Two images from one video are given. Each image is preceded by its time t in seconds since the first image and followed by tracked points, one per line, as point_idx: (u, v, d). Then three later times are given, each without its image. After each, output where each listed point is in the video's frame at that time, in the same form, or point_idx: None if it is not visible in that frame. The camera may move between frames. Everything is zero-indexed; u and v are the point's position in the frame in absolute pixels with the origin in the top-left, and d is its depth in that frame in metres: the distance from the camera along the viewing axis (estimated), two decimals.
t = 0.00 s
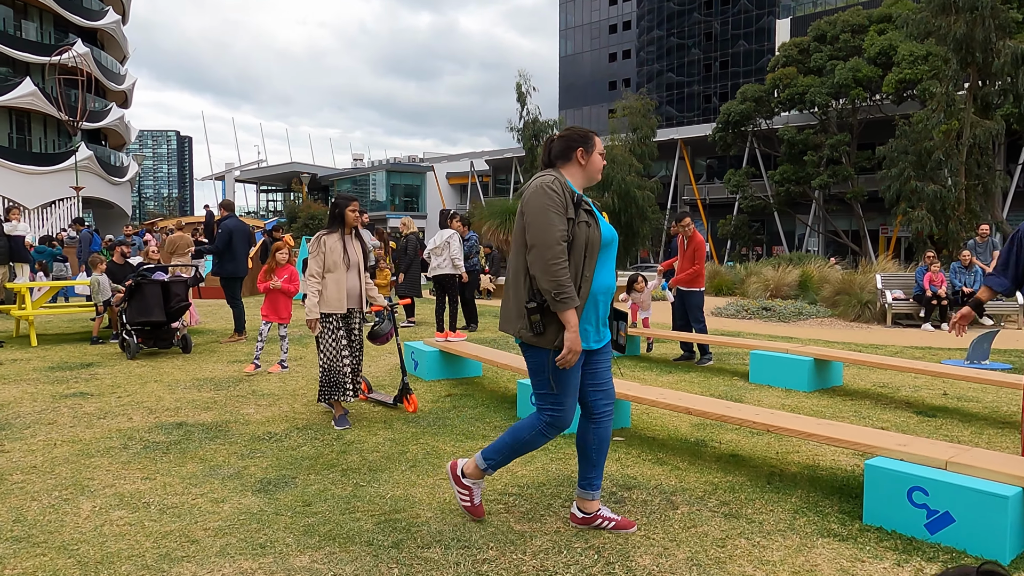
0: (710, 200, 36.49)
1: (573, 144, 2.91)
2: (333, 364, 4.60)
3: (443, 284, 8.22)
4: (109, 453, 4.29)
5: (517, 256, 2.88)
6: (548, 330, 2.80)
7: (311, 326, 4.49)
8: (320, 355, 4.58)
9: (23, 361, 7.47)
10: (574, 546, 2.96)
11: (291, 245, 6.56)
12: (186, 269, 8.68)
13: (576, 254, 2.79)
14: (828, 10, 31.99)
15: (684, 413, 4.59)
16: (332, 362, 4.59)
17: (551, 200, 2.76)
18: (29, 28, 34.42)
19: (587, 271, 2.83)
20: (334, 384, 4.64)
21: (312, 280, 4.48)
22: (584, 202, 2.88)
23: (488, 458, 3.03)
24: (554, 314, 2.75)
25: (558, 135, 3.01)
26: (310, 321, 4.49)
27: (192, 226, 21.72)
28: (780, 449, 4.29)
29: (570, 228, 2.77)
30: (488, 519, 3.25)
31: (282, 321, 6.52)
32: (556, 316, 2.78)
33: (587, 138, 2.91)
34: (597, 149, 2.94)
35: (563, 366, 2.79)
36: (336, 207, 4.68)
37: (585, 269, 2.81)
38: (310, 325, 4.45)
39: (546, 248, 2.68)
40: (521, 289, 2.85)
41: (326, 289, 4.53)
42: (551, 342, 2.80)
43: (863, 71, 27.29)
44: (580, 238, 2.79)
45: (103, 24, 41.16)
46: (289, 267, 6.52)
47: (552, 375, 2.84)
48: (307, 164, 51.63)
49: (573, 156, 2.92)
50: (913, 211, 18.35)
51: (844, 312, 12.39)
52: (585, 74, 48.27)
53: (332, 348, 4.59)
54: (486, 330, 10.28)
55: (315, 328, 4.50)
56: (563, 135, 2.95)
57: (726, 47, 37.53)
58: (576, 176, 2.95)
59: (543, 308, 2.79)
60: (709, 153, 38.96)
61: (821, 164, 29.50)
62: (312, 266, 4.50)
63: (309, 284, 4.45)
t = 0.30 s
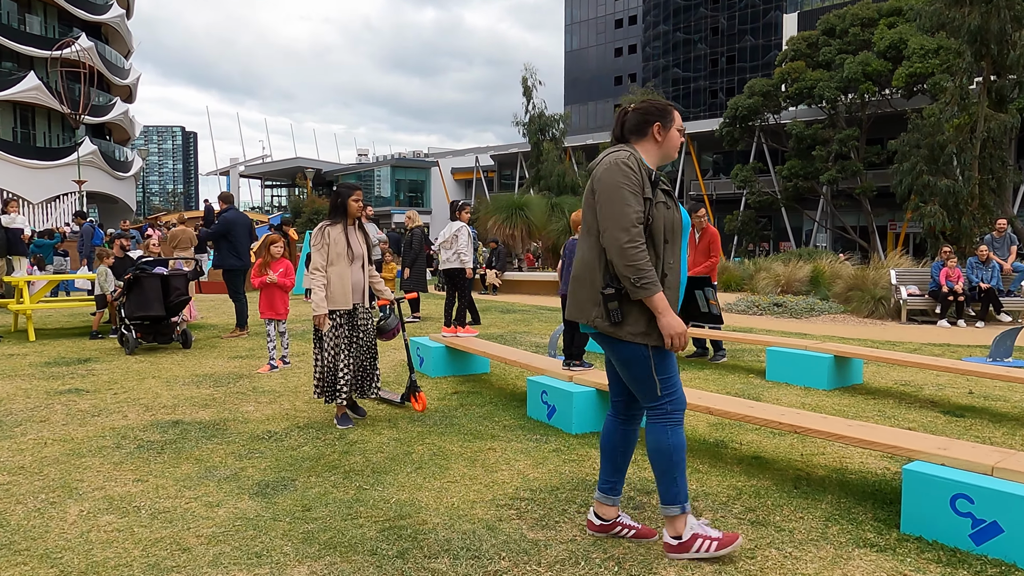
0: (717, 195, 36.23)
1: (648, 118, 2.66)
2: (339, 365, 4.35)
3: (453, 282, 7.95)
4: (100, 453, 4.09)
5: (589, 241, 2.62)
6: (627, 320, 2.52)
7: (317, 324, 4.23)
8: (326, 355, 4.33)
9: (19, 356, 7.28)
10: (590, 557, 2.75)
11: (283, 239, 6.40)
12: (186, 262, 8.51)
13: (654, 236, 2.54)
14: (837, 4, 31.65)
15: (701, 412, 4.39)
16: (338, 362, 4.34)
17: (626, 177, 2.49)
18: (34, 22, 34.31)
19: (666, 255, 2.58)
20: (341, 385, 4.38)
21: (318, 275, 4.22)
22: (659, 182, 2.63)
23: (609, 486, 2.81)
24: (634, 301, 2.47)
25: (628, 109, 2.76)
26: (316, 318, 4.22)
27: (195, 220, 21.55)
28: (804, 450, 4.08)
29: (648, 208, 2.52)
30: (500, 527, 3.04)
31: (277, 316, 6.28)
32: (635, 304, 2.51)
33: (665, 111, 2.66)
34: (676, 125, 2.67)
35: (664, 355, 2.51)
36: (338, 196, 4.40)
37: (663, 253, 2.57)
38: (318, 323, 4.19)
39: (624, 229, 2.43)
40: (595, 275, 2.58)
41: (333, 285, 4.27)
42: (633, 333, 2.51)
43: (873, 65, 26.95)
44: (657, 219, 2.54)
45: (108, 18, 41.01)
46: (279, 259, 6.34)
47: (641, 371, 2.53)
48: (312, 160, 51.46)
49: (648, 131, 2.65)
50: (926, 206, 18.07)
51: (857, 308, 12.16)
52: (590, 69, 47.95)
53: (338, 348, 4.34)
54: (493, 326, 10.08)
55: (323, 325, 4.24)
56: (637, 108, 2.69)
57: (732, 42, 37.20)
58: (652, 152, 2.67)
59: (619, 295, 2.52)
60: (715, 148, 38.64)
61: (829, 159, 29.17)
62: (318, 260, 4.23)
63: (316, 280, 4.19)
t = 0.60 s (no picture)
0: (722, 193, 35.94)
1: (739, 110, 2.38)
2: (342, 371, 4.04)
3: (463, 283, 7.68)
4: (84, 462, 3.86)
5: (682, 251, 2.31)
6: (731, 345, 2.21)
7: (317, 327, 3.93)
8: (328, 359, 4.02)
9: (9, 356, 7.06)
10: None
11: (271, 235, 6.15)
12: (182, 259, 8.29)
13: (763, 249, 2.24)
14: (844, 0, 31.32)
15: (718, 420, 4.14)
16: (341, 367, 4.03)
17: (734, 183, 2.19)
18: (36, 17, 34.14)
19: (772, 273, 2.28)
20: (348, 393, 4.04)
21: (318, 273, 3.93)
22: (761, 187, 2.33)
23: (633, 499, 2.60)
24: (742, 325, 2.17)
25: (713, 102, 2.48)
26: (316, 321, 3.93)
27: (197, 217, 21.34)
28: (829, 462, 3.85)
29: (757, 219, 2.22)
30: (508, 550, 2.80)
31: (270, 316, 6.00)
32: (742, 328, 2.21)
33: (760, 104, 2.38)
34: (769, 120, 2.41)
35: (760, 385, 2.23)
36: (339, 191, 4.09)
37: (769, 269, 2.27)
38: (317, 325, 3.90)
39: (736, 242, 2.13)
40: (693, 293, 2.26)
41: (333, 284, 3.97)
42: (736, 361, 2.21)
43: (881, 61, 26.63)
44: (767, 230, 2.23)
45: (110, 14, 40.84)
46: (267, 257, 6.09)
47: (741, 397, 2.25)
48: (315, 156, 51.25)
49: (738, 125, 2.39)
50: (937, 204, 17.75)
51: (869, 308, 11.89)
52: (594, 66, 47.65)
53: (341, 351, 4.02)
54: (498, 325, 9.84)
55: (323, 328, 3.94)
56: (723, 101, 2.43)
57: (737, 39, 36.86)
58: (741, 150, 2.41)
59: (724, 318, 2.21)
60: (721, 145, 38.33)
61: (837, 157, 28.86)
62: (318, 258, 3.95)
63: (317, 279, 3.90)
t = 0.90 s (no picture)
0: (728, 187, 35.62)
1: (855, 82, 2.07)
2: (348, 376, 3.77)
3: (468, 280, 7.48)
4: (65, 472, 3.63)
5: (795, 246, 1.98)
6: (857, 356, 1.92)
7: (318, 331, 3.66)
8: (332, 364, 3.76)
9: None
10: None
11: (260, 231, 5.94)
12: (178, 256, 8.07)
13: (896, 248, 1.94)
14: None
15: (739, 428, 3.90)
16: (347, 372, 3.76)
17: (869, 172, 1.88)
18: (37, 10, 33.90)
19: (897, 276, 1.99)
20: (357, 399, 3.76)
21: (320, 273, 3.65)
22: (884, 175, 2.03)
23: (750, 489, 2.30)
24: (875, 335, 1.88)
25: (817, 69, 2.16)
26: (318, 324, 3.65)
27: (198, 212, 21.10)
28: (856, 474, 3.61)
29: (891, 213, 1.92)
30: None
31: (265, 315, 5.78)
32: (869, 339, 1.92)
33: (876, 76, 2.08)
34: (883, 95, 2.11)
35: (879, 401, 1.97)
36: (346, 183, 3.78)
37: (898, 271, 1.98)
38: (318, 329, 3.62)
39: (881, 241, 1.83)
40: (814, 295, 1.95)
41: (337, 285, 3.68)
42: (861, 378, 1.92)
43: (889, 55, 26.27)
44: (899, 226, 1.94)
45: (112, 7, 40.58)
46: (257, 253, 5.87)
47: (858, 414, 1.96)
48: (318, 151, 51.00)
49: (853, 98, 2.08)
50: (948, 200, 17.43)
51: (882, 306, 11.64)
52: (599, 60, 47.29)
53: (346, 355, 3.75)
54: (503, 323, 9.61)
55: (325, 332, 3.67)
56: (831, 68, 2.11)
57: (743, 33, 36.49)
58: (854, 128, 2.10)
59: (856, 326, 1.91)
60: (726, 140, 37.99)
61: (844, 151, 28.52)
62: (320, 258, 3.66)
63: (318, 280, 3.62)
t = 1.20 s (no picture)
0: (739, 185, 35.31)
1: (987, 56, 1.85)
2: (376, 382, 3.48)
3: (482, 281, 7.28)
4: (60, 483, 3.43)
5: (907, 241, 1.76)
6: (977, 366, 1.71)
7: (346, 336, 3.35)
8: (360, 371, 3.45)
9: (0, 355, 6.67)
10: None
11: (261, 229, 5.77)
12: (184, 254, 7.87)
13: None
14: None
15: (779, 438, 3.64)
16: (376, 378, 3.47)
17: (1003, 157, 1.66)
18: (47, 8, 33.83)
19: None
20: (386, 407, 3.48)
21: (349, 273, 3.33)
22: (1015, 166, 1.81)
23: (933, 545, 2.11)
24: (1003, 341, 1.67)
25: (942, 41, 1.93)
26: (344, 329, 3.33)
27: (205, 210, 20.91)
28: (901, 487, 3.39)
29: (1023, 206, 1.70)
30: None
31: (266, 315, 5.54)
32: (992, 346, 1.71)
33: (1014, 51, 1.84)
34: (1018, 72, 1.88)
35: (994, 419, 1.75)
36: (374, 173, 3.45)
37: None
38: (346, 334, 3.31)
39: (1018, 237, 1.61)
40: (929, 294, 1.73)
41: (366, 286, 3.37)
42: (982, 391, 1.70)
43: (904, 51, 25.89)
44: None
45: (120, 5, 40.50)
46: (259, 251, 5.70)
47: (968, 432, 1.75)
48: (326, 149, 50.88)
49: (985, 75, 1.86)
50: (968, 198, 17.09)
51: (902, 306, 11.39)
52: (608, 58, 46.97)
53: (375, 360, 3.45)
54: (516, 324, 9.38)
55: (353, 336, 3.36)
56: (959, 41, 1.89)
57: (753, 29, 36.15)
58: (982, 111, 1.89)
59: (979, 333, 1.70)
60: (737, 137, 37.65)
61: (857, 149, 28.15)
62: (350, 256, 3.34)
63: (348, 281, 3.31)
